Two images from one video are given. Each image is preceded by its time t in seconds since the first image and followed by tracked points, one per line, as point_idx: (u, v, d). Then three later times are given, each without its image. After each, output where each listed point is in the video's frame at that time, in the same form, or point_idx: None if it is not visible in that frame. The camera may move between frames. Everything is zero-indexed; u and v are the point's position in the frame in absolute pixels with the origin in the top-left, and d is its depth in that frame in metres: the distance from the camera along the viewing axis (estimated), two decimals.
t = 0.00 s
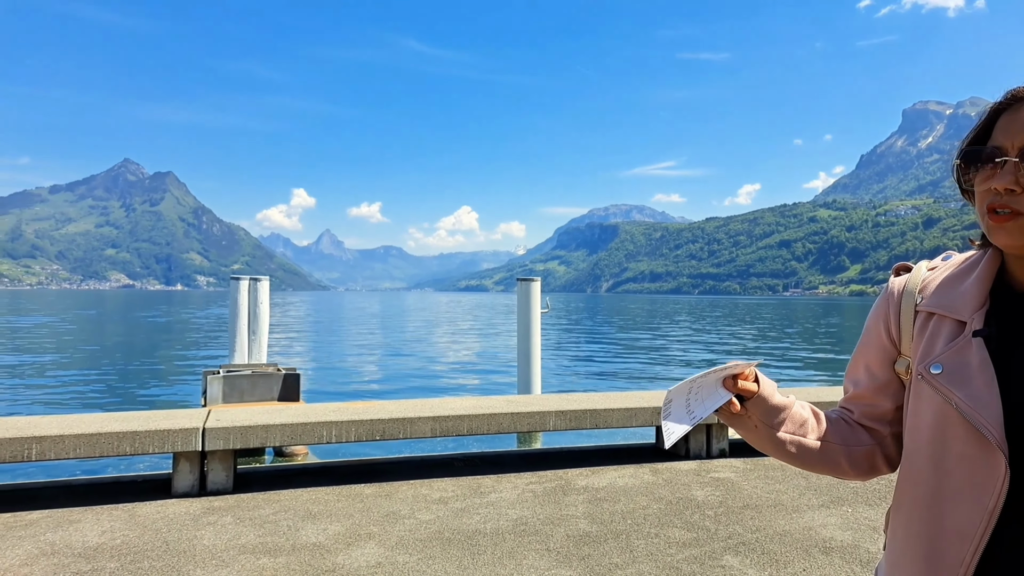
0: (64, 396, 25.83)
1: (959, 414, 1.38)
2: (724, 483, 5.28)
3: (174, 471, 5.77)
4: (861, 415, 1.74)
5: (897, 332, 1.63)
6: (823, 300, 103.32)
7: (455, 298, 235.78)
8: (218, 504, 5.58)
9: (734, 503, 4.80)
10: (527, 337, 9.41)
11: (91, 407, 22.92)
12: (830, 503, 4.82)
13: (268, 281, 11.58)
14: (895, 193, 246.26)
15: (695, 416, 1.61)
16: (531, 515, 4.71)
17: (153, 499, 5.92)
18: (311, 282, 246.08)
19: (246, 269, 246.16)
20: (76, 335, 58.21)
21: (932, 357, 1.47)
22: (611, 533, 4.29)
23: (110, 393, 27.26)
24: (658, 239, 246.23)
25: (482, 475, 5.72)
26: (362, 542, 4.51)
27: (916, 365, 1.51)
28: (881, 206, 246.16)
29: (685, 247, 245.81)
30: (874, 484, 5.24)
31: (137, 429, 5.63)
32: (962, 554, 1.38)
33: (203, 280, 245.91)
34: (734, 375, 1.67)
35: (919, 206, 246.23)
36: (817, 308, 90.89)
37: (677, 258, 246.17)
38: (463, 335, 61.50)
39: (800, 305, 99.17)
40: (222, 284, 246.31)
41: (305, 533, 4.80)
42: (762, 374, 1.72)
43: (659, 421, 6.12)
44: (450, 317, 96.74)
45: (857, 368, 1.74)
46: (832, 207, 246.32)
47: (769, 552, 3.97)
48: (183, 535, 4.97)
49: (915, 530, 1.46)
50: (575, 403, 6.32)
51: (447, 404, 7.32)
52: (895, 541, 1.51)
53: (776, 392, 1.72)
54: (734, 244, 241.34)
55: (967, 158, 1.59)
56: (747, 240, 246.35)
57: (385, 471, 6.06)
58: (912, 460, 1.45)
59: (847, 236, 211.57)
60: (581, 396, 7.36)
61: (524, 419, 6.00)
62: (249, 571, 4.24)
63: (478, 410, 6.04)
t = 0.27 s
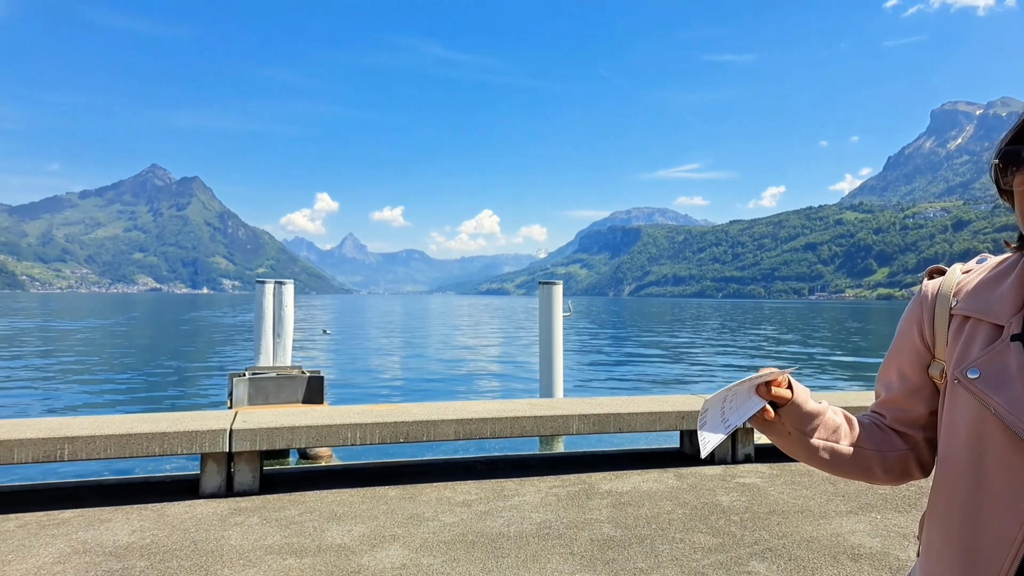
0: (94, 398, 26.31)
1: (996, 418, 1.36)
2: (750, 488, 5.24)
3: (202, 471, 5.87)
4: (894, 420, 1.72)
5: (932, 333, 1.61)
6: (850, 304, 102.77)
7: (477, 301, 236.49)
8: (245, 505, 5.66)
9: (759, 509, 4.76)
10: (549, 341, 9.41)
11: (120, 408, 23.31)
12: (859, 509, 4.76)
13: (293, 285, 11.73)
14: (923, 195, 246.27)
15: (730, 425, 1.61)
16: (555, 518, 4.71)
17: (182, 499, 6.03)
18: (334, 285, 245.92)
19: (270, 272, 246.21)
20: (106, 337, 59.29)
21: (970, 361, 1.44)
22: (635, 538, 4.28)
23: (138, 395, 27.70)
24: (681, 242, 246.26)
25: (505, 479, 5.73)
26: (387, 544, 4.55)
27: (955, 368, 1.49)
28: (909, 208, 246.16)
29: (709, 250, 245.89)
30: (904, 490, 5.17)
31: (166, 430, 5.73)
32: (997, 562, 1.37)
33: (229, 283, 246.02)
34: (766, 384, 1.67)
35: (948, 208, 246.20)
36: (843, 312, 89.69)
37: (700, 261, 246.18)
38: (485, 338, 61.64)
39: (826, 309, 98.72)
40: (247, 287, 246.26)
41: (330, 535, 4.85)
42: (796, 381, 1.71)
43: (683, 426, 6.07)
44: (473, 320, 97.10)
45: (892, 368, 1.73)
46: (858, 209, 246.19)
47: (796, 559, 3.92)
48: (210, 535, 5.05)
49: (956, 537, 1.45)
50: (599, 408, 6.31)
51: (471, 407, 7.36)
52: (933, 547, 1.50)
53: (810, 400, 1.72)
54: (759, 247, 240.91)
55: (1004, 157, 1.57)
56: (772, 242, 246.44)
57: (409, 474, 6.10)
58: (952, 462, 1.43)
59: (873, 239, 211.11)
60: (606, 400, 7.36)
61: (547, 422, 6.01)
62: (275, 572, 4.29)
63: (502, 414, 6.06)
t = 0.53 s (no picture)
0: (124, 400, 26.81)
1: None
2: (777, 493, 5.18)
3: (230, 472, 5.96)
4: (929, 418, 1.71)
5: (972, 336, 1.56)
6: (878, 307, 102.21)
7: (501, 305, 237.08)
8: (272, 505, 5.74)
9: (787, 515, 4.71)
10: (572, 344, 9.40)
11: (150, 409, 23.74)
12: (889, 515, 4.69)
13: (318, 289, 11.85)
14: (953, 196, 246.26)
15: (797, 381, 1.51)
16: (579, 522, 4.71)
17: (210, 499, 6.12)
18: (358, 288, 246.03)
19: (295, 276, 246.09)
20: (136, 340, 60.33)
21: (1014, 363, 1.39)
22: (660, 543, 4.26)
23: (166, 396, 28.15)
24: (705, 245, 246.28)
25: (529, 482, 5.74)
26: (412, 545, 4.58)
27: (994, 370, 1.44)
28: (938, 210, 246.10)
29: (734, 253, 245.95)
30: (934, 496, 5.08)
31: (195, 431, 5.84)
32: None
33: (255, 286, 245.85)
34: (823, 349, 1.59)
35: (979, 210, 246.01)
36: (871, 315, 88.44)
37: (724, 264, 246.16)
38: (507, 341, 61.72)
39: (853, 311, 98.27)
40: (273, 290, 246.16)
41: (356, 536, 4.90)
42: (847, 356, 1.64)
43: (708, 430, 6.02)
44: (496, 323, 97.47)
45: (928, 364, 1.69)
46: (887, 211, 246.14)
47: (825, 565, 3.88)
48: (238, 535, 5.13)
49: (998, 544, 1.41)
50: (623, 411, 6.30)
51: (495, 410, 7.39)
52: (967, 551, 1.49)
53: (857, 372, 1.67)
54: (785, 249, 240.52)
55: None
56: (798, 245, 246.36)
57: (434, 476, 6.15)
58: (991, 466, 1.40)
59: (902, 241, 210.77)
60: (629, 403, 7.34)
61: (571, 426, 6.00)
62: (302, 572, 4.35)
63: (525, 417, 6.07)
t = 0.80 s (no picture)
0: (156, 401, 27.33)
1: None
2: (805, 497, 5.14)
3: (259, 471, 6.08)
4: (960, 423, 1.65)
5: (1010, 342, 1.54)
6: (906, 310, 101.51)
7: (525, 307, 237.50)
8: (300, 504, 5.84)
9: (815, 519, 4.68)
10: (596, 347, 9.39)
11: (178, 410, 24.14)
12: (920, 520, 4.63)
13: (344, 291, 12.00)
14: (984, 198, 246.24)
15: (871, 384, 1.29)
16: (605, 524, 4.72)
17: (240, 498, 6.24)
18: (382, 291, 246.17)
19: (323, 278, 246.05)
20: (166, 342, 61.38)
21: None
22: (686, 545, 4.26)
23: (196, 397, 28.65)
24: (730, 247, 246.27)
25: (553, 484, 5.76)
26: (438, 545, 4.64)
27: None
28: (969, 211, 246.09)
29: (759, 255, 245.97)
30: (966, 501, 5.01)
31: (226, 430, 5.97)
32: None
33: (283, 289, 245.84)
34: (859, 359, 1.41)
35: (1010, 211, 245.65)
36: (900, 317, 87.36)
37: (750, 267, 246.17)
38: (531, 343, 61.77)
39: (881, 314, 97.59)
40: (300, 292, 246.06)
41: (382, 535, 4.97)
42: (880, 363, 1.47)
43: (734, 433, 5.98)
44: (519, 326, 97.76)
45: (964, 366, 1.66)
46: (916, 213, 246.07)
47: (851, 570, 3.85)
48: (267, 533, 5.23)
49: None
50: (648, 413, 6.30)
51: (519, 410, 7.46)
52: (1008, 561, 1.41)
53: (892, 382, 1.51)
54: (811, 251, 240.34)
55: None
56: (825, 247, 246.39)
57: (459, 476, 6.20)
58: None
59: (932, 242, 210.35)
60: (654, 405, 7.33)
61: (595, 427, 6.02)
62: (330, 570, 4.41)
63: (549, 419, 6.10)
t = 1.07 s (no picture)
0: (184, 402, 27.78)
1: None
2: (833, 503, 5.08)
3: (286, 472, 6.17)
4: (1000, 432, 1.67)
5: None
6: (935, 312, 100.39)
7: (549, 310, 237.72)
8: (326, 504, 5.91)
9: (843, 525, 4.62)
10: (620, 350, 9.35)
11: (206, 411, 24.53)
12: (952, 527, 4.55)
13: (368, 293, 12.09)
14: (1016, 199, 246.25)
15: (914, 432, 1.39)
16: (629, 528, 4.71)
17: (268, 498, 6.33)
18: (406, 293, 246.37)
19: (348, 281, 246.13)
20: (194, 344, 62.31)
21: None
22: (712, 550, 4.23)
23: (223, 399, 29.07)
24: (755, 249, 246.20)
25: (577, 487, 5.75)
26: (463, 547, 4.66)
27: None
28: (1001, 211, 245.80)
29: (785, 257, 246.00)
30: (1000, 508, 4.91)
31: (254, 432, 6.06)
32: None
33: (307, 291, 246.09)
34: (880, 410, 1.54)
35: None
36: (928, 320, 86.39)
37: (775, 269, 246.15)
38: (553, 346, 61.73)
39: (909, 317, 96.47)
40: (326, 295, 246.03)
41: (407, 536, 5.01)
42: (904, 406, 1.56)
43: (761, 437, 5.92)
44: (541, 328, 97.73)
45: (1001, 377, 1.68)
46: (946, 214, 245.97)
47: None
48: (294, 533, 5.30)
49: None
50: (673, 417, 6.27)
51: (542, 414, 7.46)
52: None
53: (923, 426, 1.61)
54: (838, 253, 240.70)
55: None
56: (853, 250, 246.44)
57: (483, 479, 6.22)
58: None
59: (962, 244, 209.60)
60: (679, 408, 7.30)
61: (620, 431, 6.00)
62: (356, 571, 4.46)
63: (573, 422, 6.10)
